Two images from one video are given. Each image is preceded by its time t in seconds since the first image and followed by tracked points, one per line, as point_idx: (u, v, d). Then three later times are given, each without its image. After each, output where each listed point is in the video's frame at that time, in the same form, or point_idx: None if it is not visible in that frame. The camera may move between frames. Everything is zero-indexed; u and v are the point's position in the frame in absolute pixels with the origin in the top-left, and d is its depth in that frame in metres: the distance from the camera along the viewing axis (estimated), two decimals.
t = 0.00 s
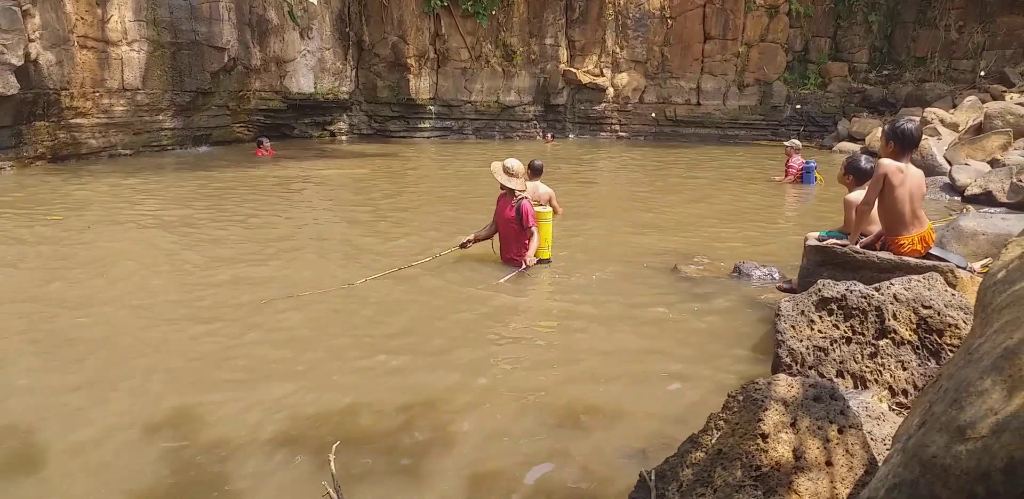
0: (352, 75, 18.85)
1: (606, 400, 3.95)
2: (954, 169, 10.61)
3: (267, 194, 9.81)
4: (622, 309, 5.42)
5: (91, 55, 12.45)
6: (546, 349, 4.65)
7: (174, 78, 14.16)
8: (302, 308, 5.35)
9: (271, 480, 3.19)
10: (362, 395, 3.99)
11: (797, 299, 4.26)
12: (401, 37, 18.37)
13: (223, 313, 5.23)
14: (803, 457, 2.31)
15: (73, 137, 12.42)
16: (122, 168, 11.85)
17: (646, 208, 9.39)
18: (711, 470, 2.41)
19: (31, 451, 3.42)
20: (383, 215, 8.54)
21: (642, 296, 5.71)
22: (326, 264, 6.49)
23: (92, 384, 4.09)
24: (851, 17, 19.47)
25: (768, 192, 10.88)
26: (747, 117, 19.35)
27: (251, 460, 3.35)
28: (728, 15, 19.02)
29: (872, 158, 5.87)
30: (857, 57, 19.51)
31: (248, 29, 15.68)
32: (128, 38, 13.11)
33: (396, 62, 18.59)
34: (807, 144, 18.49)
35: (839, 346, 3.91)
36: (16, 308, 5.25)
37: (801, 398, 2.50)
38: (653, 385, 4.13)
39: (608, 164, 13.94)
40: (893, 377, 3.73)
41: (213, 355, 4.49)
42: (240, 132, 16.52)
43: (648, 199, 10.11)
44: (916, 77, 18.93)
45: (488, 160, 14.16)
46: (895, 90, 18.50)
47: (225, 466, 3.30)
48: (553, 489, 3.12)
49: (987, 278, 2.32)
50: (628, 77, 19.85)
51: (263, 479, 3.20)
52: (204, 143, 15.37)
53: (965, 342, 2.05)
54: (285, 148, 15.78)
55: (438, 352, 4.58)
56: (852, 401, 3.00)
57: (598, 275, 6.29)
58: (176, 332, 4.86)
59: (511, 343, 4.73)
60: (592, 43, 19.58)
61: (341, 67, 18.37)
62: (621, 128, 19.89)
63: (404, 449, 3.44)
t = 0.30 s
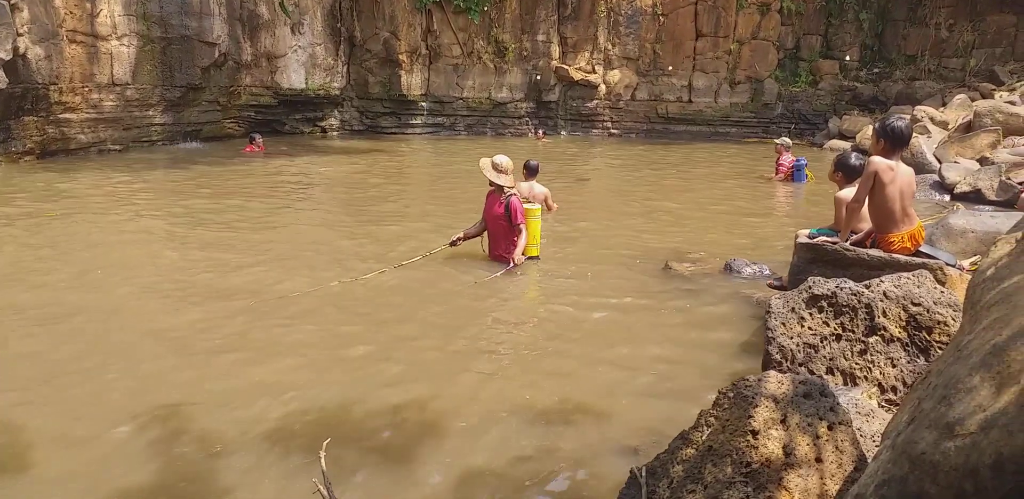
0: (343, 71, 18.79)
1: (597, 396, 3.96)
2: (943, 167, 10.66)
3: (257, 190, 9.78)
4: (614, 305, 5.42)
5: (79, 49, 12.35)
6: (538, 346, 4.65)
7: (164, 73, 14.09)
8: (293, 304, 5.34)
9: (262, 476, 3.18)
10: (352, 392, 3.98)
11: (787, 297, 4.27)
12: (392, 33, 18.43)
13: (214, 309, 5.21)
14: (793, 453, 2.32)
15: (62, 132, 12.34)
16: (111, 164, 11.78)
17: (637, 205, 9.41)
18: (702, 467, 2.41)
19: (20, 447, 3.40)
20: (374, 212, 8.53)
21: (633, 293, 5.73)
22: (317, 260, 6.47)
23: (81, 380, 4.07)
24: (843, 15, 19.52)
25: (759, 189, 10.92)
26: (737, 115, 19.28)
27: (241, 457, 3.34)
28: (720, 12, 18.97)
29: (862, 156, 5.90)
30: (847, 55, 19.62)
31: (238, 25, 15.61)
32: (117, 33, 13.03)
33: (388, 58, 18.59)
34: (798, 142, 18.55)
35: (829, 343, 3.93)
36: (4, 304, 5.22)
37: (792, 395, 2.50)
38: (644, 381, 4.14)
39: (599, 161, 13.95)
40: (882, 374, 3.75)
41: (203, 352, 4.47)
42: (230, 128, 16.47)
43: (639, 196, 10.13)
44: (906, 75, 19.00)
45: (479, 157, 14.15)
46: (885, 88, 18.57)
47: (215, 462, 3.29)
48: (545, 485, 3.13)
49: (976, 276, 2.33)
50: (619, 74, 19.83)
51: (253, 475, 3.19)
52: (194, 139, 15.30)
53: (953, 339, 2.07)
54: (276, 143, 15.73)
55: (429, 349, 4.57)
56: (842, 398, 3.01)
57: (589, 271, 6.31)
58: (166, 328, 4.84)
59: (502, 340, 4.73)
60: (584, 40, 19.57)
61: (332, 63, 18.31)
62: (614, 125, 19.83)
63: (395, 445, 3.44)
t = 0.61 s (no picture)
0: (329, 63, 18.62)
1: (584, 391, 3.92)
2: (930, 162, 10.68)
3: (242, 184, 9.68)
4: (601, 301, 5.38)
5: (60, 40, 12.17)
6: (525, 341, 4.61)
7: (147, 65, 13.92)
8: (277, 299, 5.27)
9: (242, 473, 3.12)
10: (336, 387, 3.92)
11: (775, 292, 4.25)
12: (379, 24, 18.35)
13: (196, 304, 5.14)
14: (782, 449, 2.28)
15: (41, 125, 12.20)
16: (92, 157, 11.65)
17: (624, 200, 9.38)
18: (691, 462, 2.37)
19: None
20: (360, 206, 8.46)
21: (621, 288, 5.68)
22: (301, 255, 6.40)
23: (58, 376, 4.00)
24: (831, 10, 19.54)
25: (747, 184, 10.91)
26: (728, 110, 19.39)
27: (221, 453, 3.28)
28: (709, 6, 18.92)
29: (850, 150, 5.87)
30: (835, 50, 19.65)
31: (221, 16, 15.47)
32: (98, 24, 12.86)
33: (374, 51, 18.50)
34: (786, 136, 18.56)
35: (817, 338, 3.91)
36: None
37: (780, 390, 2.46)
38: (631, 376, 4.11)
39: (588, 155, 13.92)
40: (871, 369, 3.73)
41: (184, 347, 4.40)
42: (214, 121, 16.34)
43: (627, 190, 10.10)
44: (895, 70, 19.03)
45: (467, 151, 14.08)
46: (873, 84, 18.61)
47: (193, 459, 3.23)
48: (529, 482, 3.08)
49: (964, 271, 2.30)
50: (608, 68, 19.74)
51: (234, 472, 3.13)
52: (177, 132, 15.18)
53: (941, 334, 2.04)
54: (261, 136, 15.60)
55: (414, 345, 4.52)
56: (830, 393, 2.98)
57: (577, 266, 6.26)
58: (146, 324, 4.77)
59: (488, 335, 4.68)
60: (572, 33, 19.49)
61: (318, 55, 18.18)
62: (602, 119, 19.78)
63: (379, 441, 3.39)
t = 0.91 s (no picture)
0: (316, 56, 18.63)
1: (570, 384, 3.96)
2: (913, 157, 10.81)
3: (229, 176, 9.66)
4: (587, 294, 5.43)
5: (45, 32, 12.07)
6: (511, 334, 4.65)
7: (133, 58, 13.85)
8: (264, 292, 5.29)
9: (229, 465, 3.14)
10: (324, 380, 3.95)
11: (760, 285, 4.31)
12: (367, 18, 18.42)
13: (183, 297, 5.15)
14: (765, 440, 2.31)
15: (27, 117, 12.09)
16: (77, 149, 11.58)
17: (611, 194, 9.44)
18: (675, 454, 2.42)
19: None
20: (348, 199, 8.47)
21: (607, 281, 5.73)
22: (289, 247, 6.41)
23: (46, 368, 4.00)
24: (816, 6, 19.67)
25: (732, 179, 11.00)
26: (712, 105, 19.44)
27: (209, 445, 3.30)
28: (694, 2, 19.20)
29: (833, 145, 5.94)
30: (820, 46, 19.78)
31: (209, 9, 15.43)
32: (84, 15, 12.76)
33: (362, 44, 18.55)
34: (771, 132, 18.67)
35: (801, 331, 3.97)
36: None
37: (764, 382, 2.50)
38: (617, 369, 4.16)
39: (575, 150, 13.98)
40: (853, 362, 3.79)
41: (171, 340, 4.42)
42: (201, 114, 16.25)
43: (614, 185, 10.16)
44: (878, 67, 19.16)
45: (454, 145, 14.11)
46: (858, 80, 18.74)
47: (183, 451, 3.25)
48: (515, 473, 3.13)
49: (947, 265, 2.34)
50: (595, 63, 19.86)
51: (223, 464, 3.16)
52: (164, 125, 15.12)
53: (923, 326, 2.07)
54: (247, 129, 15.54)
55: (402, 337, 4.54)
56: (813, 386, 3.04)
57: (564, 260, 6.31)
58: (133, 316, 4.77)
59: (475, 328, 4.72)
60: (560, 28, 19.50)
61: (305, 49, 18.15)
62: (589, 114, 19.87)
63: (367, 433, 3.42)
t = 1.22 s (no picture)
0: (308, 51, 18.56)
1: (565, 379, 3.97)
2: (905, 153, 10.85)
3: (221, 171, 9.63)
4: (581, 289, 5.44)
5: (35, 26, 11.97)
6: (506, 329, 4.64)
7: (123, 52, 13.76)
8: (258, 287, 5.27)
9: (225, 461, 3.13)
10: (318, 375, 3.94)
11: (753, 281, 4.32)
12: (359, 13, 18.31)
13: (176, 292, 5.13)
14: (759, 434, 2.32)
15: (18, 112, 11.97)
16: (69, 144, 11.50)
17: (605, 189, 9.44)
18: (670, 448, 2.42)
19: None
20: (341, 194, 8.45)
21: (601, 277, 5.74)
22: (282, 243, 6.39)
23: (38, 364, 3.98)
24: (808, 2, 19.69)
25: (725, 174, 11.01)
26: (706, 101, 19.46)
27: (203, 441, 3.29)
28: None
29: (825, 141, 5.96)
30: (812, 42, 19.80)
31: (201, 3, 15.38)
32: (74, 10, 12.64)
33: (354, 39, 18.52)
34: (764, 127, 18.70)
35: (794, 326, 3.98)
36: None
37: (757, 377, 2.50)
38: (611, 364, 4.16)
39: (568, 145, 13.98)
40: (846, 356, 3.81)
41: (164, 335, 4.40)
42: (192, 109, 16.17)
43: (607, 180, 10.16)
44: (870, 62, 19.19)
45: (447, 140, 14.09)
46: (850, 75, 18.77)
47: (177, 447, 3.24)
48: (511, 468, 3.13)
49: (938, 260, 2.34)
50: (588, 58, 19.80)
51: (216, 461, 3.14)
52: (155, 120, 15.04)
53: (915, 321, 2.08)
54: (239, 124, 15.48)
55: (395, 333, 4.54)
56: (805, 380, 3.05)
57: (557, 255, 6.30)
58: (127, 312, 4.75)
59: (469, 323, 4.72)
60: (553, 23, 19.47)
61: (297, 43, 18.07)
62: (582, 109, 19.90)
63: (362, 429, 3.42)
